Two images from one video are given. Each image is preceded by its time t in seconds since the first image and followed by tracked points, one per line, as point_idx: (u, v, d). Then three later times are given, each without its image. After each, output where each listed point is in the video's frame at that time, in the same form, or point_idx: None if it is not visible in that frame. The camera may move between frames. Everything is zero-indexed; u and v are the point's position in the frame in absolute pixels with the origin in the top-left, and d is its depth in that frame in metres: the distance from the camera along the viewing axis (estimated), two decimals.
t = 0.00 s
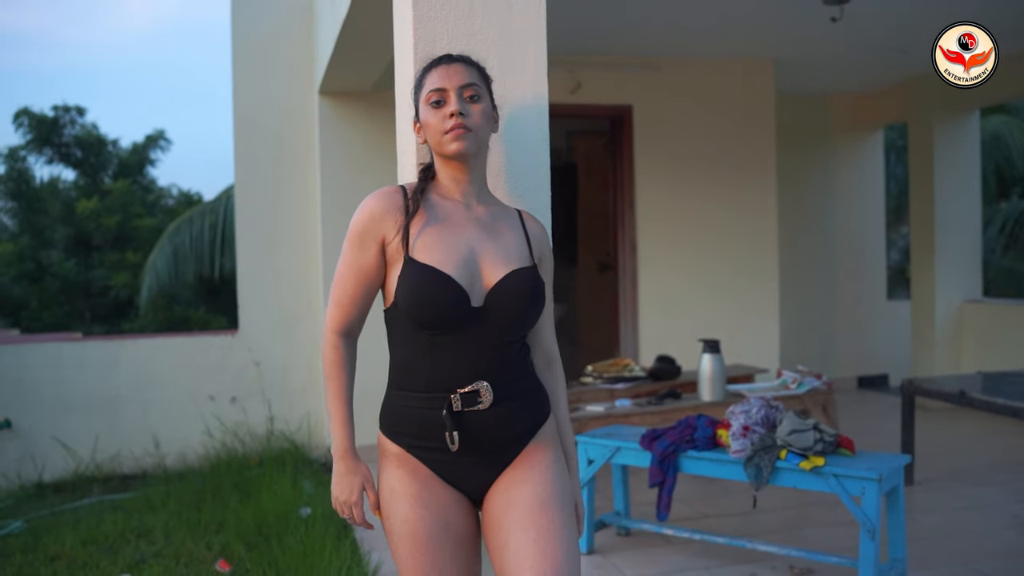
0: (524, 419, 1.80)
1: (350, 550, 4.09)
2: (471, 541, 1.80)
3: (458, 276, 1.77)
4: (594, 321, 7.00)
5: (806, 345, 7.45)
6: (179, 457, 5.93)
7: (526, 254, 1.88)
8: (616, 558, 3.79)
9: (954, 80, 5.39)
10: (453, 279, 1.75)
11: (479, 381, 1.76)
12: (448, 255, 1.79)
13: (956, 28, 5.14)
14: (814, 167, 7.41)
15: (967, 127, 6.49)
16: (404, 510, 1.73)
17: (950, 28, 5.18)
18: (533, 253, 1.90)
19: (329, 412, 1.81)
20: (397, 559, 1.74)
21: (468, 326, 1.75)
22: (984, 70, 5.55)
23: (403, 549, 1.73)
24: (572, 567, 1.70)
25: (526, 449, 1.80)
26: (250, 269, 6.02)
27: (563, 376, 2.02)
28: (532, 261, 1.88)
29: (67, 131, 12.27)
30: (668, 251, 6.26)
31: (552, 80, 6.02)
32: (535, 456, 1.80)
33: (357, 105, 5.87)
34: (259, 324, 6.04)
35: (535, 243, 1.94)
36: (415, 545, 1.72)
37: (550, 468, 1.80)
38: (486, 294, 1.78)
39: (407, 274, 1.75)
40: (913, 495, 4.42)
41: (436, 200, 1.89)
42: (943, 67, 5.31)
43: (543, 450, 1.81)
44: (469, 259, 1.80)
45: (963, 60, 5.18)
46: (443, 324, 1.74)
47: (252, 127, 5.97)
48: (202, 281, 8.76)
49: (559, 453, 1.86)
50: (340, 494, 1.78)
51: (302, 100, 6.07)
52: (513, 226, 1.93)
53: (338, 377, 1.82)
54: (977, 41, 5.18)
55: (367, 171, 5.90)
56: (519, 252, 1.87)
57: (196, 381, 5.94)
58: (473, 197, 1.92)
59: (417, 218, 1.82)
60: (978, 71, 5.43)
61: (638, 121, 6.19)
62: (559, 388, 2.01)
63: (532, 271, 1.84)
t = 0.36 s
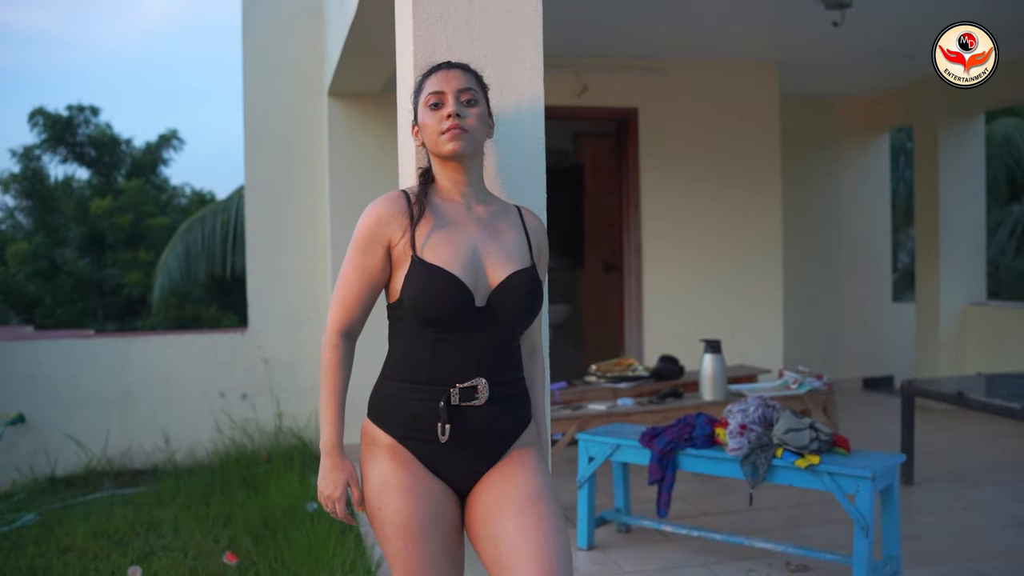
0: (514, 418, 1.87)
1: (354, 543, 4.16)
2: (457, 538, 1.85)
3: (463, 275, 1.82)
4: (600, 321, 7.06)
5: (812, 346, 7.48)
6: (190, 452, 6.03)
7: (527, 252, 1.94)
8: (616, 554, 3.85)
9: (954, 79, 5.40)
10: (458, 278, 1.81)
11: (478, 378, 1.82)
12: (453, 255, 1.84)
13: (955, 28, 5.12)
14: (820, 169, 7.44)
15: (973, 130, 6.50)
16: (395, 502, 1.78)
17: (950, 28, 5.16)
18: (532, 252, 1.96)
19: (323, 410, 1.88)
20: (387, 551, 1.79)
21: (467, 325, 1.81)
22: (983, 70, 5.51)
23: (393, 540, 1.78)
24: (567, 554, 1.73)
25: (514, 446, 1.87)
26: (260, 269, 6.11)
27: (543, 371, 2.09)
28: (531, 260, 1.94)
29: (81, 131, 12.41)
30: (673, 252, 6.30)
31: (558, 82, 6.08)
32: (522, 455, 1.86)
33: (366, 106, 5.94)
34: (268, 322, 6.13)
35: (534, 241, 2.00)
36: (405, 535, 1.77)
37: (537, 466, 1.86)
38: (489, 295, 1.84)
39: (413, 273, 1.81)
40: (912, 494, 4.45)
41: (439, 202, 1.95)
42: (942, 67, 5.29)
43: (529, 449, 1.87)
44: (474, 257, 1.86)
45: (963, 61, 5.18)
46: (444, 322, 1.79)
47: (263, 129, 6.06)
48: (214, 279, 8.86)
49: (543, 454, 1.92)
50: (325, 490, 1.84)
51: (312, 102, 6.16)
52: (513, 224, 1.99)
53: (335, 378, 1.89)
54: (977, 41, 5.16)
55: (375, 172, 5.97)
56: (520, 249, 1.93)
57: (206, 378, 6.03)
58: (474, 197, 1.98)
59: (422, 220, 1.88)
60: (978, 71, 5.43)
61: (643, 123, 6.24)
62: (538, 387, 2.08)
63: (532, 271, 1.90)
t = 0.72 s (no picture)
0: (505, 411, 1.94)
1: (360, 538, 4.23)
2: (448, 527, 1.92)
3: (459, 269, 1.88)
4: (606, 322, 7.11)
5: (817, 348, 7.51)
6: (199, 449, 6.11)
7: (524, 246, 1.99)
8: (617, 550, 3.91)
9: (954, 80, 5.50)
10: (454, 272, 1.86)
11: (471, 369, 1.88)
12: (450, 250, 1.90)
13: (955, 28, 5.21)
14: (826, 172, 7.47)
15: (977, 133, 6.52)
16: (387, 492, 1.86)
17: (950, 28, 5.25)
18: (529, 244, 2.01)
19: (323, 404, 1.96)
20: (383, 539, 1.87)
21: (461, 318, 1.86)
22: (984, 70, 5.51)
23: (389, 529, 1.86)
24: (556, 541, 1.80)
25: (506, 437, 1.93)
26: (269, 268, 6.19)
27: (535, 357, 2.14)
28: (528, 252, 1.98)
29: (94, 132, 12.53)
30: (678, 254, 6.35)
31: (565, 85, 6.14)
32: (512, 446, 1.93)
33: (373, 109, 6.01)
34: (277, 321, 6.21)
35: (531, 235, 2.04)
36: (397, 524, 1.85)
37: (525, 456, 1.92)
38: (485, 287, 1.89)
39: (411, 269, 1.88)
40: (912, 493, 4.49)
41: (437, 202, 2.01)
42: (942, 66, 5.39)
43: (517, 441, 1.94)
44: (470, 252, 1.91)
45: (963, 60, 5.27)
46: (438, 316, 1.85)
47: (272, 131, 6.15)
48: (225, 279, 8.96)
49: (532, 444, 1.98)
50: (317, 483, 1.93)
51: (320, 104, 6.23)
52: (510, 218, 2.03)
53: (338, 376, 1.97)
54: (977, 41, 5.24)
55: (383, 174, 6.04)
56: (517, 244, 1.98)
57: (215, 376, 6.12)
58: (471, 196, 2.04)
59: (420, 219, 1.94)
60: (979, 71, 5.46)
61: (649, 126, 6.30)
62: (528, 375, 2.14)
63: (528, 263, 1.95)
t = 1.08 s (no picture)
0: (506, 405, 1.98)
1: (369, 534, 4.30)
2: (449, 513, 1.99)
3: (457, 265, 1.95)
4: (615, 323, 7.18)
5: (826, 349, 7.54)
6: (213, 447, 6.20)
7: (523, 242, 2.04)
8: (622, 547, 3.96)
9: (954, 80, 5.46)
10: (450, 268, 1.93)
11: (467, 361, 1.93)
12: (449, 248, 1.97)
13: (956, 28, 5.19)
14: (834, 174, 7.49)
15: (986, 135, 6.54)
16: (389, 481, 1.94)
17: (950, 28, 5.22)
18: (528, 241, 2.06)
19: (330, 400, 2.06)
20: (385, 526, 1.96)
21: (458, 313, 1.92)
22: (985, 71, 5.51)
23: (390, 517, 1.95)
24: (549, 533, 1.87)
25: (505, 426, 1.97)
26: (281, 269, 6.29)
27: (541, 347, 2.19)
28: (527, 249, 2.03)
29: (110, 134, 12.67)
30: (685, 256, 6.39)
31: (573, 88, 6.20)
32: (510, 436, 1.97)
33: (384, 112, 6.09)
34: (290, 321, 6.30)
35: (531, 230, 2.09)
36: (398, 512, 1.93)
37: (524, 446, 1.97)
38: (482, 283, 1.95)
39: (410, 267, 1.96)
40: (916, 493, 4.51)
41: (439, 202, 2.08)
42: (941, 67, 5.35)
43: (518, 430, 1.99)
44: (468, 250, 1.98)
45: (963, 60, 5.27)
46: (436, 311, 1.92)
47: (285, 135, 6.25)
48: (239, 280, 9.07)
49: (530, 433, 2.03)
50: (322, 473, 2.07)
51: (332, 108, 6.32)
52: (510, 214, 2.08)
53: (344, 373, 2.06)
54: (977, 41, 5.21)
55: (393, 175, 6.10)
56: (516, 240, 2.03)
57: (229, 375, 6.21)
58: (472, 195, 2.10)
59: (421, 219, 2.02)
60: (979, 71, 5.43)
61: (657, 129, 6.35)
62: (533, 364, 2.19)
63: (527, 260, 2.00)
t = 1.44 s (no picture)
0: (514, 399, 2.02)
1: (386, 529, 4.37)
2: (460, 500, 2.07)
3: (466, 261, 2.02)
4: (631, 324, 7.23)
5: (841, 350, 7.54)
6: (233, 445, 6.31)
7: (533, 238, 2.09)
8: (635, 543, 4.02)
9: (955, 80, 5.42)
10: (460, 265, 2.00)
11: (476, 354, 2.00)
12: (459, 246, 2.04)
13: (956, 29, 5.15)
14: (850, 176, 7.51)
15: (1001, 136, 6.54)
16: (403, 468, 2.04)
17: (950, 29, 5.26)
18: (539, 236, 2.11)
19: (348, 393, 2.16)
20: (400, 511, 2.06)
21: (467, 307, 1.99)
22: (984, 70, 5.51)
23: (404, 502, 2.05)
24: (546, 530, 1.93)
25: (513, 419, 2.02)
26: (301, 270, 6.39)
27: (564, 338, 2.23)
28: (537, 243, 2.09)
29: (132, 137, 12.82)
30: (700, 257, 6.43)
31: (589, 90, 6.25)
32: (518, 428, 2.02)
33: (401, 115, 6.18)
34: (309, 322, 6.40)
35: (542, 225, 2.14)
36: (410, 498, 2.03)
37: (531, 439, 2.02)
38: (491, 277, 2.02)
39: (422, 265, 2.04)
40: (929, 493, 4.54)
41: (452, 201, 2.15)
42: (941, 67, 5.32)
43: (528, 423, 2.03)
44: (478, 247, 2.05)
45: (963, 60, 5.27)
46: (446, 306, 2.00)
47: (305, 138, 6.36)
48: (259, 280, 9.18)
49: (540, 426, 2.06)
50: (338, 463, 2.19)
51: (351, 110, 6.41)
52: (522, 211, 2.14)
53: (362, 368, 2.16)
54: (978, 41, 5.18)
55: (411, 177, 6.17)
56: (526, 236, 2.08)
57: (249, 374, 6.32)
58: (485, 194, 2.16)
59: (434, 219, 2.09)
60: (978, 71, 5.47)
61: (672, 131, 6.39)
62: (558, 352, 2.22)
63: (536, 255, 2.05)
